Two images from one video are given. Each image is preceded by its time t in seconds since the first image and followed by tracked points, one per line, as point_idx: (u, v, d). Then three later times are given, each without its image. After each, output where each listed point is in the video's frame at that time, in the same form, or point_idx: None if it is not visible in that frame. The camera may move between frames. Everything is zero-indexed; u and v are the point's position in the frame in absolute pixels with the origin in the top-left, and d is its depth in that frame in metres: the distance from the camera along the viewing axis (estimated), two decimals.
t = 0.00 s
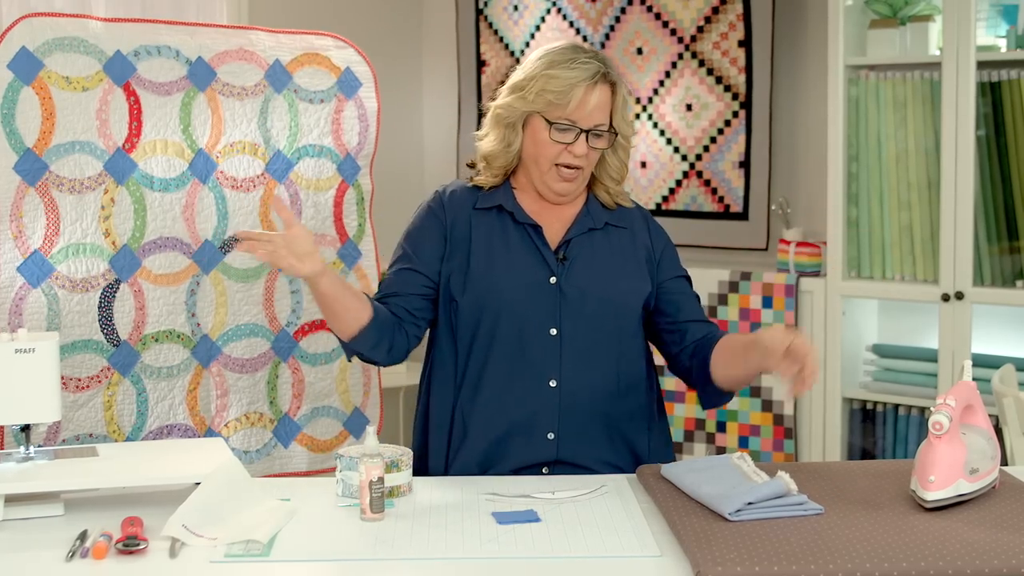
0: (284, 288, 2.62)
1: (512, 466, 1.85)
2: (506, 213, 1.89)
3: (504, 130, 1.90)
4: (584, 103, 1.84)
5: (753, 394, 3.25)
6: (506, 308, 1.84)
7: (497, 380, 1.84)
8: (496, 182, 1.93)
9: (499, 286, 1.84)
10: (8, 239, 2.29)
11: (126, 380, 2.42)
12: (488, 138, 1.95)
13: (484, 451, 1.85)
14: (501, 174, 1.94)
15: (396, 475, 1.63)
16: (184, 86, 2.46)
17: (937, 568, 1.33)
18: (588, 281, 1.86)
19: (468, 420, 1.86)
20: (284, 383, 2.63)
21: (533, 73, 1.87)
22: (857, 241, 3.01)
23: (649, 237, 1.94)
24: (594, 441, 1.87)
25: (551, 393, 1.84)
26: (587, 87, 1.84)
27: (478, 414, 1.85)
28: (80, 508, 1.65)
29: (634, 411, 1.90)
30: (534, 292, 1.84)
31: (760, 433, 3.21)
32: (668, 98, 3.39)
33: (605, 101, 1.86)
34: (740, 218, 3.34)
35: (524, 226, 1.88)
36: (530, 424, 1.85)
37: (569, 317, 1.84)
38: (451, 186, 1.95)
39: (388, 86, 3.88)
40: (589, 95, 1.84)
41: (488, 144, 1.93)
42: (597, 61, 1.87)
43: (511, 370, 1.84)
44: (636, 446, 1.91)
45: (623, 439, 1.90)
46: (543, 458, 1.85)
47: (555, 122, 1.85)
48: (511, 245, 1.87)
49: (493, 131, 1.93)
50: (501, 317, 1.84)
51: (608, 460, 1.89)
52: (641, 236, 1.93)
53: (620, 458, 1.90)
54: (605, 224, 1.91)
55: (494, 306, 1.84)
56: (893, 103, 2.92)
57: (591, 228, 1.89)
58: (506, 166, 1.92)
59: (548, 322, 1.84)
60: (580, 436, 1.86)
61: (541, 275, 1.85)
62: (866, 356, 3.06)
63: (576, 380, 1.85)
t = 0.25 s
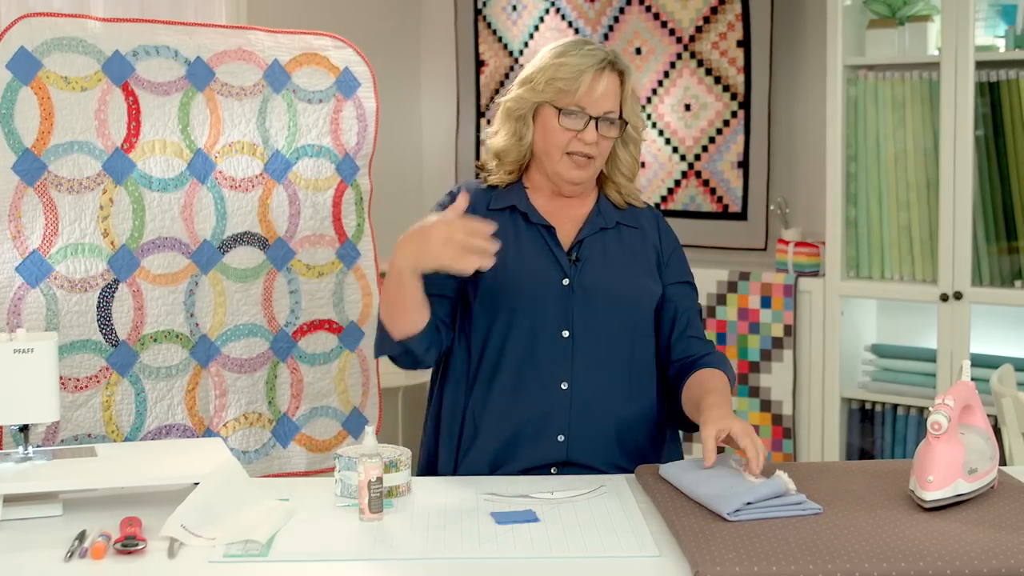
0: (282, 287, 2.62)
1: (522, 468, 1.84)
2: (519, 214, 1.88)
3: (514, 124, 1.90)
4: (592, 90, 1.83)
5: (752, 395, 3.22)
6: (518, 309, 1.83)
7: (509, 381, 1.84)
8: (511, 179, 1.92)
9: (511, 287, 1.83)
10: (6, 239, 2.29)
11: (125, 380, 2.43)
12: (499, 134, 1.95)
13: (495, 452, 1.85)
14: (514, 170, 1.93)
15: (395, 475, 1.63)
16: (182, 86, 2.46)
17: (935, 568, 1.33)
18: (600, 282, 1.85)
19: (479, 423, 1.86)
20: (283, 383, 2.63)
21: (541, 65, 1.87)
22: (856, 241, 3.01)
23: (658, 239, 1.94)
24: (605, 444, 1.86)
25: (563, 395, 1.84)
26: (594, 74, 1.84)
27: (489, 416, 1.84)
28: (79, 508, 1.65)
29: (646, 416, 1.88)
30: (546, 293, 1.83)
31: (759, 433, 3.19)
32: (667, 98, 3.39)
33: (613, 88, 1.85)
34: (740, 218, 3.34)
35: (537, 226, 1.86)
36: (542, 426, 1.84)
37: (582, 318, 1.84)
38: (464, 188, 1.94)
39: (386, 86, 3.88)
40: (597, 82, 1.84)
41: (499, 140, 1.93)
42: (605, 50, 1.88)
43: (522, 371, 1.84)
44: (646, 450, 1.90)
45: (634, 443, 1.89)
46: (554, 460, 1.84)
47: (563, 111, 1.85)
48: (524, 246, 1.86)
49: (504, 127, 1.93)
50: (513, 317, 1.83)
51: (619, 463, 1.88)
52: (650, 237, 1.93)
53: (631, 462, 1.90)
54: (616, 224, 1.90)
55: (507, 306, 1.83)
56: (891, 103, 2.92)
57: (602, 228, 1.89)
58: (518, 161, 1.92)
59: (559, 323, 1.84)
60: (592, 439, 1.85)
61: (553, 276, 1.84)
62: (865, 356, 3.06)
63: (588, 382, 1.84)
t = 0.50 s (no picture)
0: (281, 287, 2.62)
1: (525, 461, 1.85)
2: (528, 206, 1.87)
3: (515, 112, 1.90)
4: (585, 73, 1.83)
5: (750, 395, 3.22)
6: (524, 303, 1.83)
7: (514, 374, 1.84)
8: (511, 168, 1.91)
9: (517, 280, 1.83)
10: (4, 239, 2.29)
11: (123, 380, 2.43)
12: (503, 125, 1.94)
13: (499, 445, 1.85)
14: (516, 160, 1.92)
15: (393, 475, 1.62)
16: (181, 86, 2.46)
17: (934, 568, 1.33)
18: (606, 277, 1.85)
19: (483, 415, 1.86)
20: (281, 383, 2.63)
21: (541, 54, 1.89)
22: (855, 241, 3.01)
23: (665, 233, 1.93)
24: (608, 438, 1.87)
25: (568, 388, 1.84)
26: (588, 58, 1.85)
27: (494, 408, 1.84)
28: (77, 508, 1.65)
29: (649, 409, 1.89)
30: (552, 287, 1.84)
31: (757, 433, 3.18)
32: (666, 98, 3.39)
33: (610, 74, 1.85)
34: (739, 218, 3.34)
35: (544, 220, 1.86)
36: (547, 419, 1.84)
37: (588, 312, 1.84)
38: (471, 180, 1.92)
39: (385, 86, 3.88)
40: (590, 65, 1.84)
41: (502, 131, 1.93)
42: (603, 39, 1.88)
43: (528, 366, 1.83)
44: (649, 443, 1.91)
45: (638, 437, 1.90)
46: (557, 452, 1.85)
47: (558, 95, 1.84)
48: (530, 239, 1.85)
49: (507, 117, 1.93)
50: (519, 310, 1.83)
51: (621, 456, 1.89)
52: (657, 231, 1.92)
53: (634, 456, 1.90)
54: (622, 218, 1.90)
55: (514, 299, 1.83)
56: (890, 103, 2.92)
57: (609, 222, 1.89)
58: (520, 150, 1.91)
59: (565, 317, 1.84)
60: (595, 432, 1.86)
61: (559, 270, 1.84)
62: (863, 356, 3.05)
63: (593, 376, 1.85)
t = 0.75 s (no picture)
0: (279, 288, 2.61)
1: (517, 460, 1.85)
2: (519, 204, 1.87)
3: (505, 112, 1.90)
4: (571, 75, 1.84)
5: (748, 395, 3.22)
6: (517, 300, 1.83)
7: (506, 371, 1.83)
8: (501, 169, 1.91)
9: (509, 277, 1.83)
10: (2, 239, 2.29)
11: (121, 380, 2.43)
12: (494, 125, 1.94)
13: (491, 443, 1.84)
14: (507, 160, 1.92)
15: (391, 475, 1.62)
16: (179, 86, 2.46)
17: (932, 568, 1.33)
18: (597, 275, 1.85)
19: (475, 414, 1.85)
20: (279, 383, 2.63)
21: (530, 57, 1.90)
22: (853, 241, 3.02)
23: (656, 233, 1.93)
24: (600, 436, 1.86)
25: (560, 386, 1.84)
26: (575, 60, 1.85)
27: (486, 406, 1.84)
28: (75, 508, 1.65)
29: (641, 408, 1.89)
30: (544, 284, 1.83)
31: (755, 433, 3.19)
32: (664, 98, 3.39)
33: (597, 76, 1.85)
34: (736, 218, 3.34)
35: (535, 218, 1.86)
36: (539, 417, 1.84)
37: (580, 309, 1.84)
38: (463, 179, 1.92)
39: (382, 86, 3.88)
40: (576, 67, 1.84)
41: (493, 131, 1.93)
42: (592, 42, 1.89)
43: (520, 364, 1.83)
44: (641, 442, 1.91)
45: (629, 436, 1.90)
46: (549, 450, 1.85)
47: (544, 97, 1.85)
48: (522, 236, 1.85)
49: (499, 118, 1.93)
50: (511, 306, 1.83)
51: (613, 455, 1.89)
52: (648, 231, 1.92)
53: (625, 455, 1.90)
54: (613, 218, 1.90)
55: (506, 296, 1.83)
56: (887, 103, 2.92)
57: (600, 222, 1.89)
58: (510, 151, 1.91)
59: (557, 315, 1.84)
60: (587, 430, 1.86)
61: (551, 268, 1.84)
62: (861, 357, 3.05)
63: (585, 374, 1.84)
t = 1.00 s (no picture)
0: (277, 287, 2.61)
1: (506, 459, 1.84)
2: (504, 204, 1.87)
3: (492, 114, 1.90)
4: (559, 79, 1.84)
5: (747, 394, 3.24)
6: (505, 300, 1.82)
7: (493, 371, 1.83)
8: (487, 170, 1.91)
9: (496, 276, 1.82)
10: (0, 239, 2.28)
11: (119, 380, 2.42)
12: (481, 125, 1.93)
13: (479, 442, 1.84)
14: (493, 162, 1.91)
15: (390, 475, 1.62)
16: (177, 85, 2.46)
17: (930, 567, 1.33)
18: (583, 274, 1.85)
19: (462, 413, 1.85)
20: (277, 383, 2.63)
21: (519, 58, 1.89)
22: (851, 241, 3.02)
23: (640, 233, 1.94)
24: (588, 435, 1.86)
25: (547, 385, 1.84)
26: (563, 64, 1.86)
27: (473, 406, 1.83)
28: (73, 508, 1.65)
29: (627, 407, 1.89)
30: (530, 284, 1.83)
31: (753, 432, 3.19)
32: (662, 98, 3.39)
33: (584, 80, 1.86)
34: (734, 218, 3.34)
35: (521, 218, 1.86)
36: (528, 416, 1.84)
37: (567, 308, 1.84)
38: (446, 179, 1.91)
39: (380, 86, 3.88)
40: (564, 71, 1.85)
41: (480, 132, 1.92)
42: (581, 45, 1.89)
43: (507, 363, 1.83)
44: (629, 441, 1.91)
45: (617, 435, 1.90)
46: (538, 449, 1.85)
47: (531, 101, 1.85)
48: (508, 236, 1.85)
49: (485, 119, 1.92)
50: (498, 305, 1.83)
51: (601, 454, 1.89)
52: (632, 232, 1.93)
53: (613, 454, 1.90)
54: (599, 218, 1.91)
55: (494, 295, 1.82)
56: (886, 102, 2.92)
57: (586, 222, 1.89)
58: (497, 153, 1.91)
59: (545, 314, 1.84)
60: (575, 429, 1.86)
61: (539, 267, 1.84)
62: (860, 356, 3.05)
63: (572, 372, 1.85)
